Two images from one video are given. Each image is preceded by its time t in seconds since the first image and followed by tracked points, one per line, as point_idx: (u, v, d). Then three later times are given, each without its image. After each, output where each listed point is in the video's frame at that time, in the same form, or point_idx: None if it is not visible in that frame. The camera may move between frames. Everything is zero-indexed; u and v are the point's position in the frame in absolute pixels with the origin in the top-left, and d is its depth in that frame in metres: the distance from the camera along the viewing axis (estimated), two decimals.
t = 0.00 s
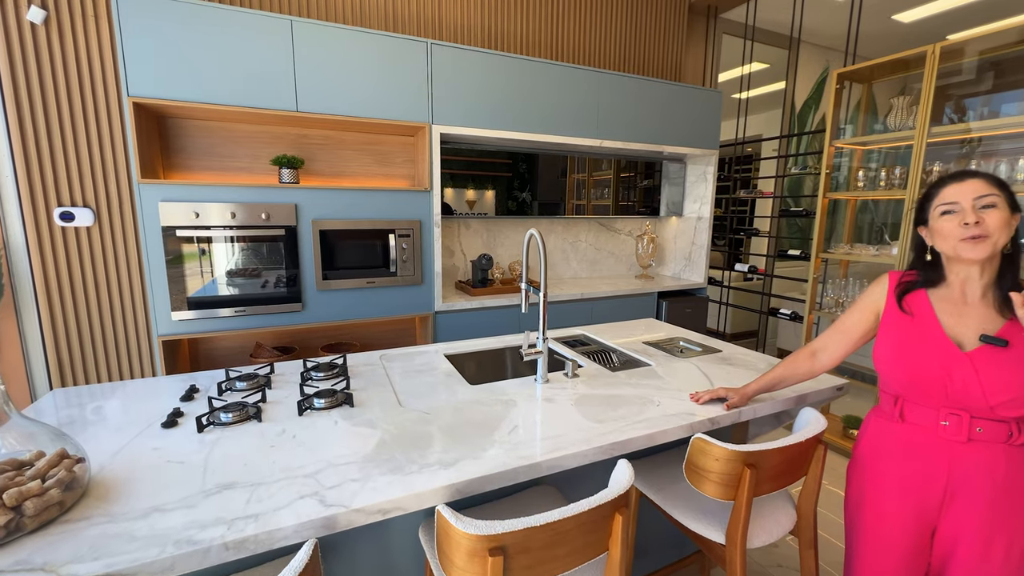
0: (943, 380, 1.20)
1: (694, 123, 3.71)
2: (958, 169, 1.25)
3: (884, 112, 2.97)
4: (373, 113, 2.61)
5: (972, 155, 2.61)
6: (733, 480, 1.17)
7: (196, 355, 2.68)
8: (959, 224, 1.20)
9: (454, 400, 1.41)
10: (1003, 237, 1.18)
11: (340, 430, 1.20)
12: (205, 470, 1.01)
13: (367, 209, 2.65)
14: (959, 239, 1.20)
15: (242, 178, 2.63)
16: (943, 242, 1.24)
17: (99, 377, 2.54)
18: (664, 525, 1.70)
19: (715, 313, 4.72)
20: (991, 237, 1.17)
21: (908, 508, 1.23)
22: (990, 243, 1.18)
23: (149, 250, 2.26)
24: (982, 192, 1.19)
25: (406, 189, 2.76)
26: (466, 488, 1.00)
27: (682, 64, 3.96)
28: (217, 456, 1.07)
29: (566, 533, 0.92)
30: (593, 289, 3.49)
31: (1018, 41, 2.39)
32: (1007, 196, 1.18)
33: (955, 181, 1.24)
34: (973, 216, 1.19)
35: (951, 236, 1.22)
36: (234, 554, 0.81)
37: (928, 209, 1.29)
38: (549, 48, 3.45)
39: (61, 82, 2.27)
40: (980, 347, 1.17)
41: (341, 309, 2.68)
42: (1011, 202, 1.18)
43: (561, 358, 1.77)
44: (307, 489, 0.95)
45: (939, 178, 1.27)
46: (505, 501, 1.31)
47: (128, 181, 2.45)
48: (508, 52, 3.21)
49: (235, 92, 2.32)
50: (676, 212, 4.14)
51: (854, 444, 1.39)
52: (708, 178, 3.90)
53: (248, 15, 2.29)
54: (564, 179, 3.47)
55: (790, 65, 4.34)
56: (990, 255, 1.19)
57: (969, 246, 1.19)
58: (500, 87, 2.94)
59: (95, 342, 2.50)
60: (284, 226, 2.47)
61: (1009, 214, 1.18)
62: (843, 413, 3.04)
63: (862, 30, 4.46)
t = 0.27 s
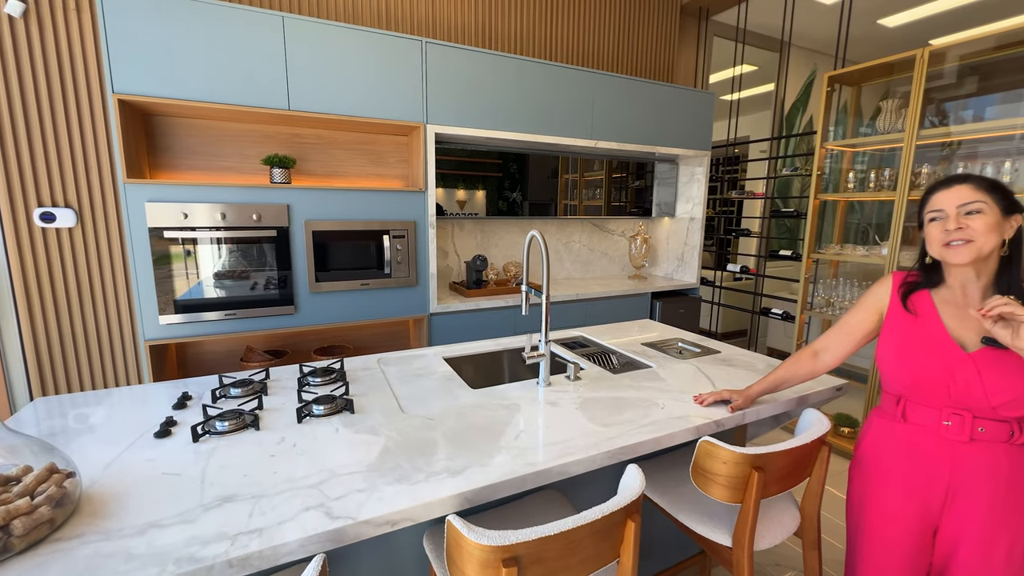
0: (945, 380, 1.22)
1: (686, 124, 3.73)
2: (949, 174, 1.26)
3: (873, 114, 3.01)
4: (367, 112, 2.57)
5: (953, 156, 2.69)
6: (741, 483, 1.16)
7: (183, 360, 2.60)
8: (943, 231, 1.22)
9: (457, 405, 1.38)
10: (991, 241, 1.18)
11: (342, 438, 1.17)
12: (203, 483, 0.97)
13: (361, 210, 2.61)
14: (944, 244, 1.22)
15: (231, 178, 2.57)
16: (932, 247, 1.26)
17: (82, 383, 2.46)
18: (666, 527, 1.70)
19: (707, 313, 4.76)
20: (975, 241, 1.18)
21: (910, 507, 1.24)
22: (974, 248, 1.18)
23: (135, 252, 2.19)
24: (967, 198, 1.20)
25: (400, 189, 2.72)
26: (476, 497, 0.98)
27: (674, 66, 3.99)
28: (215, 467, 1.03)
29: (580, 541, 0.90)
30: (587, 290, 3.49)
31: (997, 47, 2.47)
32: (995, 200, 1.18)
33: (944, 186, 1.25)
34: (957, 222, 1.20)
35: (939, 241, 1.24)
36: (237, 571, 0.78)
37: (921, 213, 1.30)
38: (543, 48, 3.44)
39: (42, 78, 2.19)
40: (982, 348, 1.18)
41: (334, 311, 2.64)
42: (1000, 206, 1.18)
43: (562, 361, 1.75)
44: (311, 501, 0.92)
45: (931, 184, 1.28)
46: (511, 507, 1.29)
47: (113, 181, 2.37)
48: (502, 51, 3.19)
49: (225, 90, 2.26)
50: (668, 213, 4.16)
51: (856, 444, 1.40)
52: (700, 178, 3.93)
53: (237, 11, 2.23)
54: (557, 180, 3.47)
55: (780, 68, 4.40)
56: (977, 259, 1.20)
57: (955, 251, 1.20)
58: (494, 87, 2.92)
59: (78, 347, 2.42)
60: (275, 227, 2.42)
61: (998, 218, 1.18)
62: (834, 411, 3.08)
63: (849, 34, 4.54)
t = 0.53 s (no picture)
0: (932, 379, 1.24)
1: (672, 126, 3.76)
2: (936, 177, 1.27)
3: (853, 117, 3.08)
4: (353, 111, 2.52)
5: (922, 159, 2.79)
6: (740, 485, 1.16)
7: (161, 367, 2.51)
8: (927, 233, 1.24)
9: (454, 410, 1.36)
10: (974, 244, 1.19)
11: (336, 448, 1.13)
12: (190, 500, 0.93)
13: (347, 211, 2.55)
14: (929, 247, 1.24)
15: (211, 177, 2.49)
16: (918, 249, 1.28)
17: (52, 392, 2.34)
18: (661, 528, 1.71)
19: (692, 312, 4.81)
20: (959, 245, 1.20)
21: (899, 504, 1.26)
22: (958, 251, 1.20)
23: (109, 254, 2.10)
24: (952, 201, 1.21)
25: (387, 189, 2.67)
26: (478, 507, 0.95)
27: (659, 68, 4.02)
28: (202, 483, 0.98)
29: (586, 550, 0.88)
30: (576, 291, 3.48)
31: (963, 55, 2.55)
32: (979, 204, 1.19)
33: (931, 189, 1.26)
34: (942, 225, 1.21)
35: (923, 243, 1.26)
36: None
37: (909, 215, 1.32)
38: (531, 49, 3.42)
39: (6, 71, 2.08)
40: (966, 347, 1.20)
41: (320, 314, 2.57)
42: (983, 209, 1.19)
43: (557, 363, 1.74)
44: (308, 516, 0.88)
45: (918, 186, 1.29)
46: (511, 514, 1.27)
47: (85, 180, 2.27)
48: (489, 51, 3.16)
49: (205, 86, 2.18)
50: (654, 213, 4.19)
51: (848, 441, 1.42)
52: (686, 179, 3.97)
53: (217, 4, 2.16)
54: (542, 180, 3.46)
55: (762, 71, 4.47)
56: (963, 262, 1.22)
57: (939, 254, 1.22)
58: (482, 87, 2.89)
59: (47, 354, 2.30)
60: (258, 229, 2.35)
61: (982, 221, 1.19)
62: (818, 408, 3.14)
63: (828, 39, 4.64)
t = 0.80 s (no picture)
0: (896, 372, 1.27)
1: (650, 127, 3.82)
2: (906, 180, 1.30)
3: (823, 121, 3.18)
4: (331, 110, 2.47)
5: (884, 162, 2.91)
6: (725, 482, 1.17)
7: (129, 374, 2.40)
8: (895, 234, 1.28)
9: (440, 415, 1.34)
10: (939, 245, 1.23)
11: (320, 457, 1.10)
12: (167, 516, 0.89)
13: (325, 212, 2.50)
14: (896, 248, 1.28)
15: (182, 177, 2.39)
16: (887, 250, 1.32)
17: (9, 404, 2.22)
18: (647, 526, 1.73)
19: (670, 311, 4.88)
20: (923, 246, 1.23)
21: (866, 493, 1.30)
22: (923, 252, 1.23)
23: (71, 258, 1.99)
24: (919, 204, 1.24)
25: (367, 190, 2.63)
26: (469, 513, 0.94)
27: (637, 70, 4.07)
28: (179, 497, 0.94)
29: (578, 553, 0.88)
30: (557, 291, 3.50)
31: (922, 63, 2.68)
32: (945, 207, 1.23)
33: (900, 192, 1.29)
34: (908, 227, 1.25)
35: (892, 244, 1.30)
36: None
37: (880, 216, 1.36)
38: (510, 49, 3.42)
39: None
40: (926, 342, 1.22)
41: (298, 318, 2.51)
42: (949, 211, 1.22)
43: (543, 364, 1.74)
44: (294, 528, 0.85)
45: (890, 188, 1.32)
46: (500, 518, 1.27)
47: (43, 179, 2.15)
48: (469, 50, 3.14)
49: (174, 82, 2.10)
50: (633, 214, 4.25)
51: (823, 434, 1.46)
52: (664, 180, 4.03)
53: None
54: (521, 180, 3.46)
55: (736, 75, 4.58)
56: (928, 262, 1.25)
57: (905, 255, 1.26)
58: (462, 87, 2.87)
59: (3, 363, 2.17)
60: (233, 230, 2.27)
61: (947, 223, 1.23)
62: (793, 403, 3.24)
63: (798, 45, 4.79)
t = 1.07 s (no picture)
0: (850, 363, 1.28)
1: (626, 129, 3.88)
2: (869, 181, 1.34)
3: (791, 125, 3.29)
4: (306, 109, 2.43)
5: (848, 164, 3.03)
6: (701, 475, 1.20)
7: (92, 382, 2.30)
8: (854, 233, 1.32)
9: (421, 417, 1.33)
10: (895, 245, 1.27)
11: (299, 462, 1.08)
12: (138, 528, 0.86)
13: (300, 212, 2.45)
14: (854, 247, 1.33)
15: (148, 176, 2.31)
16: (847, 248, 1.36)
17: None
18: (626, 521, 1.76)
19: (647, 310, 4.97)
20: (878, 246, 1.28)
21: (822, 482, 1.30)
22: (878, 252, 1.28)
23: (29, 261, 1.90)
24: (878, 204, 1.28)
25: (343, 190, 2.59)
26: (451, 514, 0.94)
27: (613, 72, 4.13)
28: (151, 508, 0.91)
29: (560, 550, 0.89)
30: (536, 291, 3.52)
31: (881, 71, 2.79)
32: (902, 208, 1.27)
33: (863, 192, 1.33)
34: (866, 227, 1.30)
35: (851, 243, 1.35)
36: None
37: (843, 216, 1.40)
38: (487, 50, 3.42)
39: None
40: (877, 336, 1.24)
41: (273, 321, 2.45)
42: (905, 212, 1.27)
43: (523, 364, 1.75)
44: (273, 536, 0.84)
45: (853, 188, 1.36)
46: (482, 518, 1.27)
47: None
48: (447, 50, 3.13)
49: (140, 78, 2.03)
50: (611, 214, 4.31)
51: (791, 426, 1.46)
52: (640, 181, 4.10)
53: None
54: (499, 180, 3.47)
55: (708, 78, 4.69)
56: (882, 262, 1.30)
57: (861, 254, 1.31)
58: (439, 87, 2.85)
59: None
60: (203, 231, 2.21)
61: (903, 225, 1.27)
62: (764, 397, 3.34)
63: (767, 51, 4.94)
